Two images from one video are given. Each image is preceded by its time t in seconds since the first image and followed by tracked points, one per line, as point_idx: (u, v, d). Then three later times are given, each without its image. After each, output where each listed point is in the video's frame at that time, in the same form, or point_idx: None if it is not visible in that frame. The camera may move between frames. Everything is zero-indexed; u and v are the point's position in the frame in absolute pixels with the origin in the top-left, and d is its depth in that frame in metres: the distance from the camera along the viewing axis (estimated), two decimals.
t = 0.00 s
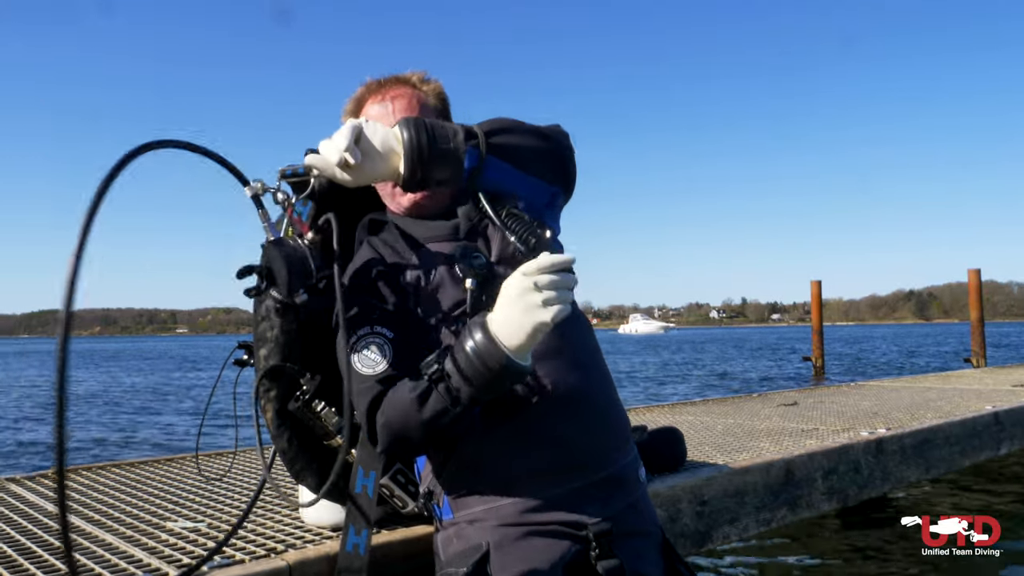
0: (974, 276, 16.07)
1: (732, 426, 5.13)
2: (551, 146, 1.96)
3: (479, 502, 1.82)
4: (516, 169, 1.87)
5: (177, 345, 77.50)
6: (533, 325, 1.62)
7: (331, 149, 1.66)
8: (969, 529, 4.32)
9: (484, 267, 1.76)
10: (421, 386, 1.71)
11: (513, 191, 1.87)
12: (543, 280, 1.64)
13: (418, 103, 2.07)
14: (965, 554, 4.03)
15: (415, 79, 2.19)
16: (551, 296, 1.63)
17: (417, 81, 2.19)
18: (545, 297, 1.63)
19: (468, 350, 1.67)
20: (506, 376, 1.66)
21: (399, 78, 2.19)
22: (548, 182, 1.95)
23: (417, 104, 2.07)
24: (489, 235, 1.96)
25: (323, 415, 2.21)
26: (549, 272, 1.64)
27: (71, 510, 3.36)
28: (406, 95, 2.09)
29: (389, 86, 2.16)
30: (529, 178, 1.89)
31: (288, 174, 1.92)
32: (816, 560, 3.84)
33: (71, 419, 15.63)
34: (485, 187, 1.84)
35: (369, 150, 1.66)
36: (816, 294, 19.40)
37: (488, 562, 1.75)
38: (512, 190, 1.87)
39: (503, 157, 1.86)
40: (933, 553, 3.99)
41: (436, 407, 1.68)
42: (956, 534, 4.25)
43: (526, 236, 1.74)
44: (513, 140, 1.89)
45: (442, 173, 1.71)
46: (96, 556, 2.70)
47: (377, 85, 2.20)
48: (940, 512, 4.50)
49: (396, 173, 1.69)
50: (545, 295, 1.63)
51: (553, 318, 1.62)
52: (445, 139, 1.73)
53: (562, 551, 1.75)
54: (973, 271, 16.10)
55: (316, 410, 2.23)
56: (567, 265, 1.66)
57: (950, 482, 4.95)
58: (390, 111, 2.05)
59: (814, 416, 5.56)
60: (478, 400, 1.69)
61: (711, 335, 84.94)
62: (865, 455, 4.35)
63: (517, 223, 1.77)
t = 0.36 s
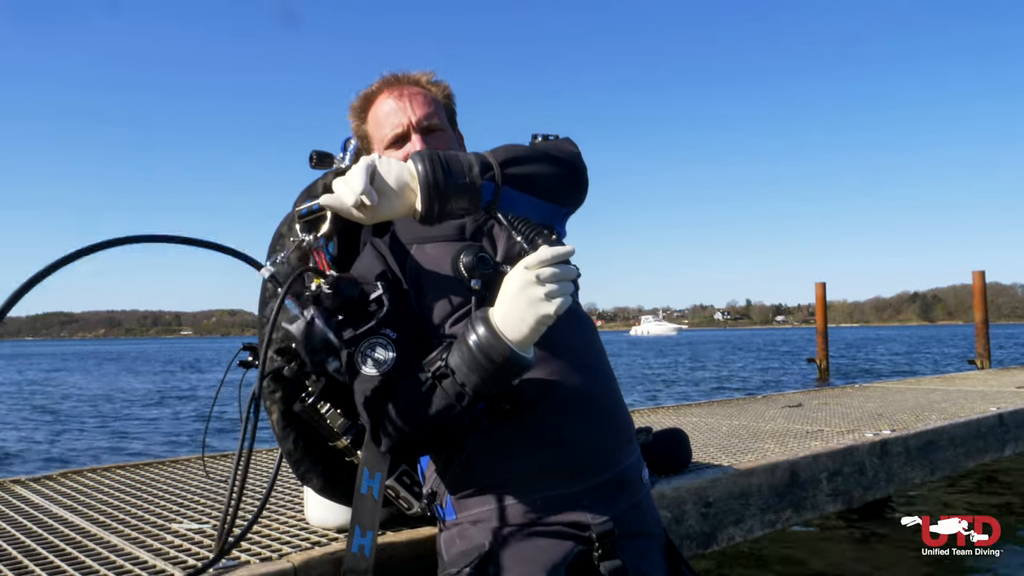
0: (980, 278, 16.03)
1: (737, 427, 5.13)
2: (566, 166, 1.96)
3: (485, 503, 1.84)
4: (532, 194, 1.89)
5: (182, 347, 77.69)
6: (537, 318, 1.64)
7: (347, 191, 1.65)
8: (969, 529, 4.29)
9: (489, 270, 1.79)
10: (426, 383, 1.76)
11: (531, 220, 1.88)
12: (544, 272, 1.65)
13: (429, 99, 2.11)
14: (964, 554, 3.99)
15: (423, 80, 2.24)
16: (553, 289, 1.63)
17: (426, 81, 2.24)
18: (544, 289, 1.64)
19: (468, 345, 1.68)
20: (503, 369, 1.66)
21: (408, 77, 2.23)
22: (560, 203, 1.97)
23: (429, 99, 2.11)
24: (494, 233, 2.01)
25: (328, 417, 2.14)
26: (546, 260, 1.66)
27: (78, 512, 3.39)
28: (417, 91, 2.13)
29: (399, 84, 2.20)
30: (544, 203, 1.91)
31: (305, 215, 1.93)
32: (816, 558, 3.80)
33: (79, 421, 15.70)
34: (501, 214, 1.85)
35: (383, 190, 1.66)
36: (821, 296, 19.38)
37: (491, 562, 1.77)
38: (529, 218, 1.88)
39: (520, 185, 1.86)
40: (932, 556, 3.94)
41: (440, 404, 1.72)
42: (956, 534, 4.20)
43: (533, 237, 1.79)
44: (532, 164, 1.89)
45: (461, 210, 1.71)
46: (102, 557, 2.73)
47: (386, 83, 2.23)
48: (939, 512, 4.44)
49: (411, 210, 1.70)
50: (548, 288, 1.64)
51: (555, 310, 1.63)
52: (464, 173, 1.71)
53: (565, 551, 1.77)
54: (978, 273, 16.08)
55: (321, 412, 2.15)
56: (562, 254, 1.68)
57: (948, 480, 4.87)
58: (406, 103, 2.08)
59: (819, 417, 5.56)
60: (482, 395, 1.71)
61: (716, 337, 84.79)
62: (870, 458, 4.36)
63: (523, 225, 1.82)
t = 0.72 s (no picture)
0: (981, 279, 16.03)
1: (740, 430, 5.14)
2: (572, 168, 1.97)
3: (490, 504, 1.85)
4: (538, 196, 1.90)
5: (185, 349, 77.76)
6: (543, 324, 1.65)
7: (351, 194, 1.65)
8: (969, 530, 4.43)
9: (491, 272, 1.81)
10: (430, 388, 1.74)
11: (537, 223, 1.90)
12: (551, 280, 1.66)
13: (434, 101, 2.12)
14: (964, 553, 4.12)
15: (428, 81, 2.25)
16: (561, 295, 1.65)
17: (430, 83, 2.25)
18: (552, 296, 1.65)
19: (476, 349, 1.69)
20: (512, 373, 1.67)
21: (413, 78, 2.24)
22: (565, 205, 1.98)
23: (433, 101, 2.12)
24: (497, 236, 2.01)
25: (331, 419, 2.14)
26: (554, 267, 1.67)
27: (80, 515, 3.40)
28: (422, 93, 2.14)
29: (404, 86, 2.21)
30: (549, 206, 1.93)
31: (306, 217, 1.92)
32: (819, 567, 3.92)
33: (81, 422, 15.72)
34: (505, 216, 1.86)
35: (389, 192, 1.66)
36: (824, 298, 19.36)
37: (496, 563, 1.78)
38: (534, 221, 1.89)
39: (526, 187, 1.87)
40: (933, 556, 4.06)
41: (445, 409, 1.70)
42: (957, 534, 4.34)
43: (536, 239, 1.81)
44: (538, 166, 1.90)
45: (467, 213, 1.72)
46: (105, 560, 2.73)
47: (391, 84, 2.24)
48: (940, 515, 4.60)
49: (417, 212, 1.71)
50: (555, 294, 1.65)
51: (562, 317, 1.65)
52: (470, 175, 1.72)
53: (570, 552, 1.78)
54: (979, 273, 16.08)
55: (324, 414, 2.13)
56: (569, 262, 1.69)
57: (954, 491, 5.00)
58: (411, 104, 2.09)
59: (822, 419, 5.57)
60: (488, 400, 1.71)
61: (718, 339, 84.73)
62: (872, 459, 4.37)
63: (528, 227, 1.84)
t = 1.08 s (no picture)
0: (983, 281, 16.01)
1: (743, 432, 5.14)
2: (572, 171, 1.96)
3: (492, 506, 1.85)
4: (539, 199, 1.89)
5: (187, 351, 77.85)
6: (547, 329, 1.65)
7: (351, 199, 1.65)
8: (970, 530, 4.46)
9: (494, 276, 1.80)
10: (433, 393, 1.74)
11: (538, 226, 1.89)
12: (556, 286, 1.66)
13: (437, 104, 2.13)
14: (964, 553, 4.15)
15: (432, 83, 2.26)
16: (566, 300, 1.65)
17: (434, 85, 2.25)
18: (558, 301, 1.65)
19: (478, 352, 1.70)
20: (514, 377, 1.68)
21: (416, 81, 2.25)
22: (566, 207, 1.98)
23: (437, 104, 2.12)
24: (499, 239, 2.02)
25: (334, 422, 2.13)
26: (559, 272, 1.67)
27: (82, 517, 3.40)
28: (426, 96, 2.14)
29: (407, 88, 2.21)
30: (550, 209, 1.92)
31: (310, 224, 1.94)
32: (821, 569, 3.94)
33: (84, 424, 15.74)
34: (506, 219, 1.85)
35: (389, 197, 1.66)
36: (827, 300, 19.34)
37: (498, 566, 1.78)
38: (535, 223, 1.89)
39: (528, 191, 1.86)
40: (932, 557, 4.09)
41: (448, 411, 1.70)
42: (957, 535, 4.38)
43: (538, 242, 1.83)
44: (540, 170, 1.89)
45: (469, 217, 1.71)
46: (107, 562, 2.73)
47: (395, 86, 2.24)
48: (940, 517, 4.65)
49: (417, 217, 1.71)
50: (560, 299, 1.65)
51: (567, 322, 1.64)
52: (471, 179, 1.72)
53: (571, 555, 1.78)
54: (981, 275, 16.07)
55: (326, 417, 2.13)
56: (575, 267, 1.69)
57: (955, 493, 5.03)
58: (414, 107, 2.09)
59: (824, 421, 5.56)
60: (491, 404, 1.71)
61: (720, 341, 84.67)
62: (875, 461, 4.36)
63: (529, 230, 1.86)
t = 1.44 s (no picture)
0: (988, 283, 15.96)
1: (746, 434, 5.13)
2: (573, 172, 1.96)
3: (493, 509, 1.85)
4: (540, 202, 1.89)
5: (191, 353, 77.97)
6: (549, 331, 1.65)
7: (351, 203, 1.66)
8: (970, 530, 4.48)
9: (495, 277, 1.80)
10: (434, 394, 1.74)
11: (540, 229, 1.89)
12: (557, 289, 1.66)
13: (439, 105, 2.13)
14: (963, 553, 4.17)
15: (434, 85, 2.26)
16: (567, 302, 1.64)
17: (436, 87, 2.26)
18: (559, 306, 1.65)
19: (480, 354, 1.70)
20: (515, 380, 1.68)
21: (418, 82, 2.25)
22: (569, 209, 1.97)
23: (438, 106, 2.12)
24: (501, 241, 2.03)
25: (336, 424, 2.14)
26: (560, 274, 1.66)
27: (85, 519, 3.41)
28: (428, 98, 2.14)
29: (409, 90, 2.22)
30: (552, 211, 1.92)
31: (312, 229, 1.95)
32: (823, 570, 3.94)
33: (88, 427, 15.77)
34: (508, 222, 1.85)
35: (389, 203, 1.67)
36: (831, 302, 19.30)
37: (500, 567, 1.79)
38: (538, 227, 1.89)
39: (530, 193, 1.86)
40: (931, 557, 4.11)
41: (449, 414, 1.70)
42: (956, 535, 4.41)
43: (540, 244, 1.82)
44: (541, 171, 1.89)
45: (471, 219, 1.72)
46: (110, 564, 2.74)
47: (396, 88, 2.24)
48: (941, 517, 4.67)
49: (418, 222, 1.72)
50: (561, 302, 1.65)
51: (567, 324, 1.64)
52: (472, 182, 1.72)
53: (573, 557, 1.78)
54: (985, 277, 16.01)
55: (328, 418, 2.13)
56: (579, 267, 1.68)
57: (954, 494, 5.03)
58: (415, 109, 2.10)
59: (828, 424, 5.55)
60: (493, 405, 1.71)
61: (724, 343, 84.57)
62: (878, 463, 4.35)
63: (530, 232, 1.85)
